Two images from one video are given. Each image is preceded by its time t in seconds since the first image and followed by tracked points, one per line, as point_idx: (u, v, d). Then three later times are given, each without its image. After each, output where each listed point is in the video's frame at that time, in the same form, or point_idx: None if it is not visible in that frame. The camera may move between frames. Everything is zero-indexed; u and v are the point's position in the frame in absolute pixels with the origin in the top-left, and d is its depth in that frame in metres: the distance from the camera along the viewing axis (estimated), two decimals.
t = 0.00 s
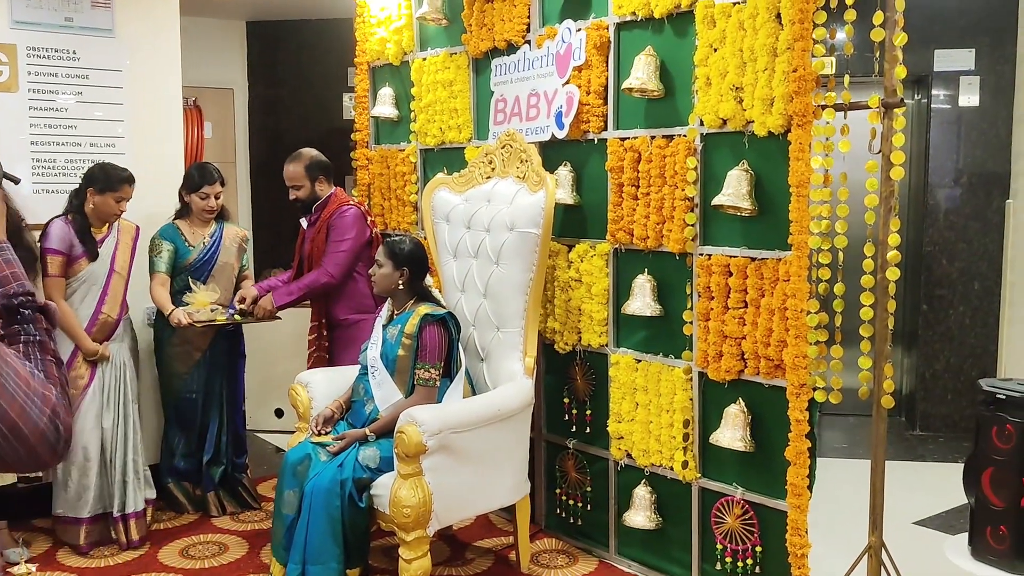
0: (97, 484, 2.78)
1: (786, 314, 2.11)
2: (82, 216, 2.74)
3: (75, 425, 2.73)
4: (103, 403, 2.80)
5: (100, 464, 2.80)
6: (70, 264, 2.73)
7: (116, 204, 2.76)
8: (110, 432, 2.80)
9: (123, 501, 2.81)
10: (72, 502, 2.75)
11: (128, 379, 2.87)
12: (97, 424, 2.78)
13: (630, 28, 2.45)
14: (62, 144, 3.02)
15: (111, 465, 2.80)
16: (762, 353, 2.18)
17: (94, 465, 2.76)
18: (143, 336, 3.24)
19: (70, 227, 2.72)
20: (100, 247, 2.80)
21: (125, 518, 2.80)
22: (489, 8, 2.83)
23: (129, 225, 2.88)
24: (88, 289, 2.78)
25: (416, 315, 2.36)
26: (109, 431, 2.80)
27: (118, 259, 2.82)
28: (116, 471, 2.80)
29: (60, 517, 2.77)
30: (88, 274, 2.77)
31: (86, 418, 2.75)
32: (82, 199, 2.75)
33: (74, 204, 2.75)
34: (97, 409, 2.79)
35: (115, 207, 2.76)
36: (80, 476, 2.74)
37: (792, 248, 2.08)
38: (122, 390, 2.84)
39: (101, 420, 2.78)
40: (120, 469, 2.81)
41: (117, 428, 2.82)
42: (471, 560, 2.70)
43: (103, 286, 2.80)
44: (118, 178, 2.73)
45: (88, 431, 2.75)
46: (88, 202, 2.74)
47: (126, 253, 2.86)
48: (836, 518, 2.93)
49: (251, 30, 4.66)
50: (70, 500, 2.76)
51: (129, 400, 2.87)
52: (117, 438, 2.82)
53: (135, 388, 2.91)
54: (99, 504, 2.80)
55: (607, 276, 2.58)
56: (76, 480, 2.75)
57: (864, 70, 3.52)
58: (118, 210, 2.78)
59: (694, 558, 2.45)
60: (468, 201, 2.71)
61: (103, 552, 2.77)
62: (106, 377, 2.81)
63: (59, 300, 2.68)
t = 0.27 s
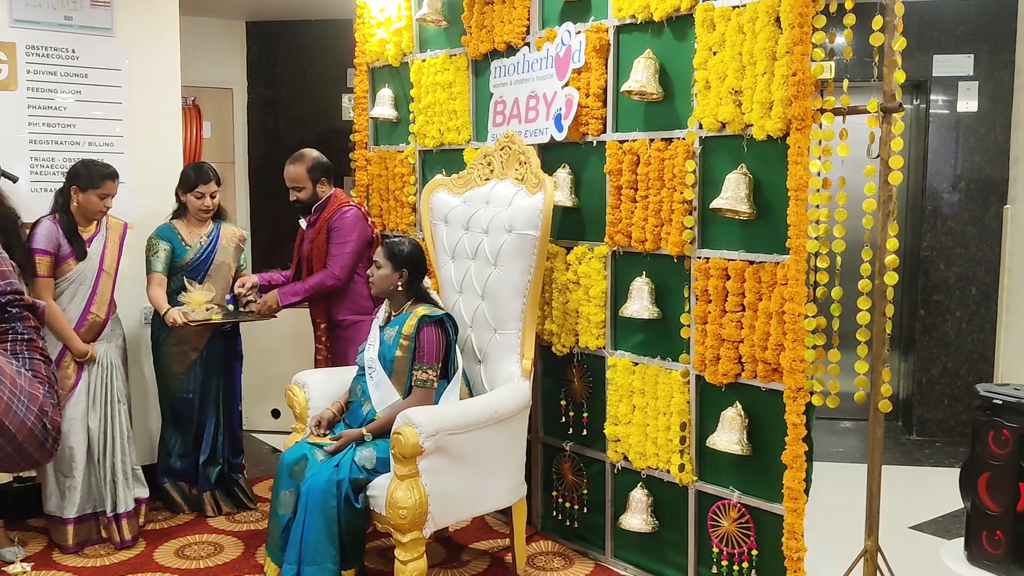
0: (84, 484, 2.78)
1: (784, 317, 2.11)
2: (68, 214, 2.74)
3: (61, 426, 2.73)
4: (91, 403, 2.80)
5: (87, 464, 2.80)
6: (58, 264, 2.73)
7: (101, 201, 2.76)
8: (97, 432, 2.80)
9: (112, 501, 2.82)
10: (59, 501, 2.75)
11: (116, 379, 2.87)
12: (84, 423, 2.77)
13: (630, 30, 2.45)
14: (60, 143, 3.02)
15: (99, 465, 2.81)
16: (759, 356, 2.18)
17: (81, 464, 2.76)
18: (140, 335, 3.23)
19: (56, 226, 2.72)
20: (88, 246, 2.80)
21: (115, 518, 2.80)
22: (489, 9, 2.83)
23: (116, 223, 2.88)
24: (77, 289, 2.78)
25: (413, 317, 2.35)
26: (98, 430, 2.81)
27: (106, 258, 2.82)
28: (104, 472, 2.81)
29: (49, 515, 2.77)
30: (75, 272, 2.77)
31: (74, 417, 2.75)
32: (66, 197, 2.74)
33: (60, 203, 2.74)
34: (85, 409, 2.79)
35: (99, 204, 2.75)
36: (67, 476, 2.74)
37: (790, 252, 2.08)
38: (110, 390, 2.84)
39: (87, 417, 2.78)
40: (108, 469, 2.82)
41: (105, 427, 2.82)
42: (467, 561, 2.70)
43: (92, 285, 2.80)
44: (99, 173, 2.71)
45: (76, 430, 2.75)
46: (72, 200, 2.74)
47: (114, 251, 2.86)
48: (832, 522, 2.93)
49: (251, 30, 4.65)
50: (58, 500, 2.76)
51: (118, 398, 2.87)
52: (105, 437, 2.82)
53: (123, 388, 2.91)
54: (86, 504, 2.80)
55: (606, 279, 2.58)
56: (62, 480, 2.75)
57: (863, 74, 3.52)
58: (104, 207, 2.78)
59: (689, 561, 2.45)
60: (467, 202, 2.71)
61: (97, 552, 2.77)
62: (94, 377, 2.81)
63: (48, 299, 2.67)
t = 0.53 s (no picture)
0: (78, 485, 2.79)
1: (784, 319, 2.11)
2: (62, 217, 2.74)
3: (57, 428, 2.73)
4: (87, 404, 2.80)
5: (82, 465, 2.80)
6: (54, 268, 2.73)
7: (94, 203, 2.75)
8: (92, 434, 2.81)
9: (108, 501, 2.82)
10: (53, 502, 2.75)
11: (111, 380, 2.88)
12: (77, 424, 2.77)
13: (631, 32, 2.45)
14: (61, 143, 3.02)
15: (94, 466, 2.81)
16: (759, 358, 2.18)
17: (76, 465, 2.76)
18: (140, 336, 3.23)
19: (50, 230, 2.71)
20: (81, 247, 2.80)
21: (110, 518, 2.81)
22: (490, 11, 2.83)
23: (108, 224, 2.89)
24: (72, 293, 2.78)
25: (413, 318, 2.35)
26: (93, 432, 2.82)
27: (101, 259, 2.83)
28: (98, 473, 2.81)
29: (44, 516, 2.77)
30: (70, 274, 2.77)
31: (68, 417, 2.75)
32: (59, 200, 2.74)
33: (53, 206, 2.74)
34: (80, 410, 2.79)
35: (92, 206, 2.75)
36: (62, 477, 2.74)
37: (790, 254, 2.08)
38: (105, 392, 2.84)
39: (81, 418, 2.78)
40: (103, 470, 2.82)
41: (99, 428, 2.83)
42: (466, 562, 2.70)
43: (86, 286, 2.81)
44: (90, 174, 2.71)
45: (70, 431, 2.75)
46: (65, 203, 2.73)
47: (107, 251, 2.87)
48: (831, 524, 2.93)
49: (252, 31, 4.65)
50: (52, 501, 2.76)
51: (112, 399, 2.87)
52: (98, 438, 2.83)
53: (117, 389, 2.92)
54: (80, 505, 2.80)
55: (606, 280, 2.58)
56: (57, 481, 2.75)
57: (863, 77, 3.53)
58: (97, 209, 2.77)
59: (689, 562, 2.45)
60: (467, 203, 2.71)
61: (96, 552, 2.77)
62: (87, 378, 2.81)
63: (45, 303, 2.67)
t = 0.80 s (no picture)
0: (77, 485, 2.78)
1: (784, 321, 2.11)
2: (61, 215, 2.74)
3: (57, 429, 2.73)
4: (87, 404, 2.80)
5: (82, 465, 2.80)
6: (53, 267, 2.73)
7: (91, 202, 2.75)
8: (92, 433, 2.81)
9: (107, 501, 2.82)
10: (53, 502, 2.75)
11: (111, 380, 2.88)
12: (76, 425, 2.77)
13: (632, 34, 2.45)
14: (62, 143, 3.02)
15: (94, 466, 2.81)
16: (760, 360, 2.18)
17: (75, 465, 2.76)
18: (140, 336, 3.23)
19: (48, 229, 2.71)
20: (81, 247, 2.80)
21: (109, 518, 2.80)
22: (491, 12, 2.83)
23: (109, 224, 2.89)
24: (71, 292, 2.78)
25: (415, 318, 2.36)
26: (93, 432, 2.82)
27: (100, 258, 2.83)
28: (99, 473, 2.81)
29: (44, 516, 2.77)
30: (70, 273, 2.77)
31: (67, 418, 2.75)
32: (57, 199, 2.74)
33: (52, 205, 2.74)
34: (80, 410, 2.79)
35: (89, 205, 2.74)
36: (61, 478, 2.74)
37: (790, 256, 2.08)
38: (105, 392, 2.84)
39: (80, 418, 2.78)
40: (103, 470, 2.82)
41: (98, 428, 2.83)
42: (466, 564, 2.70)
43: (86, 286, 2.81)
44: (87, 173, 2.70)
45: (70, 431, 2.75)
46: (63, 202, 2.73)
47: (107, 251, 2.87)
48: (831, 526, 2.93)
49: (253, 32, 4.66)
50: (52, 501, 2.76)
51: (111, 399, 2.87)
52: (97, 438, 2.82)
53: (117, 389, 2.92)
54: (80, 505, 2.80)
55: (606, 282, 2.58)
56: (57, 481, 2.75)
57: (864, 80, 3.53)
58: (95, 208, 2.77)
59: (689, 564, 2.45)
60: (468, 205, 2.71)
61: (96, 552, 2.77)
62: (87, 378, 2.80)
63: (43, 302, 2.68)
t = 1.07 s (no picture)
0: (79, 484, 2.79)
1: (786, 323, 2.11)
2: (66, 214, 2.75)
3: (59, 427, 2.73)
4: (89, 404, 2.81)
5: (84, 465, 2.80)
6: (57, 267, 2.73)
7: (95, 201, 2.75)
8: (95, 433, 2.81)
9: (108, 501, 2.82)
10: (53, 501, 2.75)
11: (114, 380, 2.88)
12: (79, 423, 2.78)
13: (634, 36, 2.45)
14: (64, 144, 3.03)
15: (96, 465, 2.81)
16: (761, 362, 2.18)
17: (77, 464, 2.76)
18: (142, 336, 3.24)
19: (54, 228, 2.72)
20: (86, 247, 2.80)
21: (109, 518, 2.81)
22: (493, 14, 2.84)
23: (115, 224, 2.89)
24: (76, 292, 2.78)
25: (417, 319, 2.36)
26: (96, 431, 2.82)
27: (105, 258, 2.83)
28: (100, 472, 2.81)
29: (45, 515, 2.78)
30: (74, 273, 2.77)
31: (70, 416, 2.76)
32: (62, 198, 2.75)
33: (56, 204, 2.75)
34: (82, 409, 2.80)
35: (93, 204, 2.75)
36: (62, 477, 2.74)
37: (792, 258, 2.08)
38: (108, 391, 2.85)
39: (83, 417, 2.79)
40: (104, 469, 2.82)
41: (101, 428, 2.83)
42: (467, 565, 2.70)
43: (90, 286, 2.81)
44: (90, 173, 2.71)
45: (72, 430, 2.76)
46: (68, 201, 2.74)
47: (112, 251, 2.87)
48: (833, 528, 2.93)
49: (255, 33, 4.66)
50: (53, 500, 2.76)
51: (115, 398, 2.88)
52: (100, 438, 2.83)
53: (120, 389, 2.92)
54: (81, 505, 2.81)
55: (608, 283, 2.58)
56: (58, 480, 2.75)
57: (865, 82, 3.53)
58: (99, 207, 2.77)
59: (690, 566, 2.45)
60: (470, 206, 2.72)
61: (97, 552, 2.78)
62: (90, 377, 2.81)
63: (48, 301, 2.68)
